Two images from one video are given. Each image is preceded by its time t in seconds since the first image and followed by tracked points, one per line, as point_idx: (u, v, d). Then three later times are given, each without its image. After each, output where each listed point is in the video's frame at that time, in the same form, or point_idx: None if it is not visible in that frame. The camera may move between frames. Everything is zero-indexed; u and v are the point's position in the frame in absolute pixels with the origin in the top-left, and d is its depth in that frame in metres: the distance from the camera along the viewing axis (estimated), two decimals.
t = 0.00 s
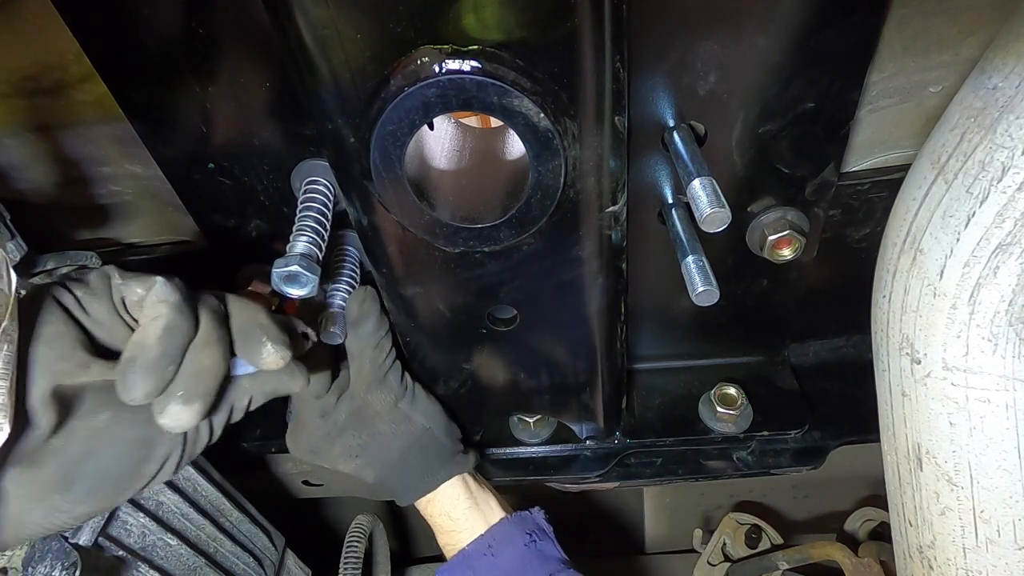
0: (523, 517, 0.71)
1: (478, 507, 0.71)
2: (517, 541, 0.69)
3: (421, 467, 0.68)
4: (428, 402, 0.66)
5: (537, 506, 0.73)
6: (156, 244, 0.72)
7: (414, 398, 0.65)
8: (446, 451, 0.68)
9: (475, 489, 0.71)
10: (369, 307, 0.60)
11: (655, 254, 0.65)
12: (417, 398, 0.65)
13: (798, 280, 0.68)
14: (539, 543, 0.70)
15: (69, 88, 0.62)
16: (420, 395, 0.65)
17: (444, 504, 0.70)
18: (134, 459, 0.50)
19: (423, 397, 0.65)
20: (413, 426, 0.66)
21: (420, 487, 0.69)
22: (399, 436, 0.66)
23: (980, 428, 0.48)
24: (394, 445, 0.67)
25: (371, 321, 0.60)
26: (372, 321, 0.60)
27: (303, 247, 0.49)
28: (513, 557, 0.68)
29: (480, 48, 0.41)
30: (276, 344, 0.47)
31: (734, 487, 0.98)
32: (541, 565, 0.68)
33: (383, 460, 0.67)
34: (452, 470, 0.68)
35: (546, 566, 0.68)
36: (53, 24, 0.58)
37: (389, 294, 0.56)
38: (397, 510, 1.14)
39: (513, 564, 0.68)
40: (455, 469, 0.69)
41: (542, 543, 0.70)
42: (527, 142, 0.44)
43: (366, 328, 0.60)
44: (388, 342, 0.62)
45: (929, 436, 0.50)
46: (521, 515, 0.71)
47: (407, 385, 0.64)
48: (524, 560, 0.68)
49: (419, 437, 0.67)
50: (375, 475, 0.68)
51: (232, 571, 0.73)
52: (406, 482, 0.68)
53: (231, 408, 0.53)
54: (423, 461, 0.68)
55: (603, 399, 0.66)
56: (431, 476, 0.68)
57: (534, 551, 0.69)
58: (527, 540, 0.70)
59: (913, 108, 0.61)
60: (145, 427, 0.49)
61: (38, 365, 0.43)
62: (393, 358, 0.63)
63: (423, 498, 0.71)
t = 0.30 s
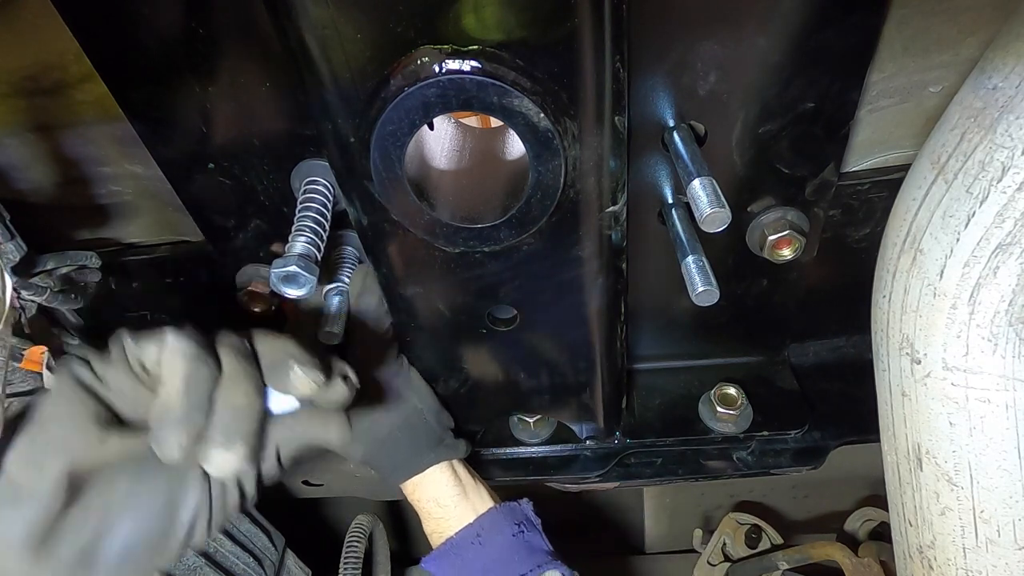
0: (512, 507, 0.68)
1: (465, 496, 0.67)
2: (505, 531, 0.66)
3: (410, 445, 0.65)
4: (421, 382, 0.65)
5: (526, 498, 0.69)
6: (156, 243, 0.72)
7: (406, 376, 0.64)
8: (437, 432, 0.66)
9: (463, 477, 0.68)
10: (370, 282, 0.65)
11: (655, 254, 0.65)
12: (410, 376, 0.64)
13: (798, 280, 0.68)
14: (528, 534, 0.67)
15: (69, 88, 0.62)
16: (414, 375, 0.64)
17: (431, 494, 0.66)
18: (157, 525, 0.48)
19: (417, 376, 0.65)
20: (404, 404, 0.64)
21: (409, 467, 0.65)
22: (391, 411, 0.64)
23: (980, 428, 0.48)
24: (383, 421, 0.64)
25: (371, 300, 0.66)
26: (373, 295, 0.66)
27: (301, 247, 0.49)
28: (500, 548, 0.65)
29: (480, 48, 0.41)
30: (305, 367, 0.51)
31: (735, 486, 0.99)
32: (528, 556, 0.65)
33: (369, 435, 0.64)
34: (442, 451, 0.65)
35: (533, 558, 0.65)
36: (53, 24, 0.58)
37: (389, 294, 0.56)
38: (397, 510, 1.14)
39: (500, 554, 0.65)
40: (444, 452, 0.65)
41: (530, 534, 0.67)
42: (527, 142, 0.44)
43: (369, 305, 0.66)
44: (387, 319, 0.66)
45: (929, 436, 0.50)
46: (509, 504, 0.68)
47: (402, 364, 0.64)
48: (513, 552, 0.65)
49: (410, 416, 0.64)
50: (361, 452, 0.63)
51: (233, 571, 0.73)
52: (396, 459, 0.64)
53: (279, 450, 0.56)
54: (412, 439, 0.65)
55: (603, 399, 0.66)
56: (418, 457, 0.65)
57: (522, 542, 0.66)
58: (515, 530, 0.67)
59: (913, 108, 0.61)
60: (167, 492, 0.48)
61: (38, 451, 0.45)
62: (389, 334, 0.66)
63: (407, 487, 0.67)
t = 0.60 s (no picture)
0: (506, 501, 0.70)
1: (460, 491, 0.69)
2: (498, 524, 0.68)
3: (404, 443, 0.67)
4: (418, 380, 0.65)
5: (521, 493, 0.71)
6: (156, 243, 0.71)
7: (402, 374, 0.64)
8: (431, 430, 0.67)
9: (457, 472, 0.70)
10: (368, 277, 0.60)
11: (655, 254, 0.65)
12: (406, 374, 0.65)
13: (798, 280, 0.68)
14: (522, 528, 0.69)
15: (69, 88, 0.62)
16: (410, 373, 0.65)
17: (427, 489, 0.68)
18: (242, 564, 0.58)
19: (413, 376, 0.65)
20: (400, 402, 0.65)
21: (402, 463, 0.67)
22: (387, 410, 0.65)
23: (980, 428, 0.48)
24: (377, 418, 0.65)
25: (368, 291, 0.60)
26: (370, 293, 0.61)
27: (299, 247, 0.49)
28: (494, 540, 0.67)
29: (480, 48, 0.41)
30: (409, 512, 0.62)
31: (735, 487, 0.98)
32: (521, 550, 0.67)
33: (366, 432, 0.66)
34: (433, 449, 0.67)
35: (526, 552, 0.67)
36: (52, 24, 0.58)
37: (390, 294, 0.56)
38: (398, 511, 1.14)
39: (493, 547, 0.67)
40: (435, 450, 0.67)
41: (524, 528, 0.69)
42: (527, 142, 0.44)
43: (364, 304, 0.61)
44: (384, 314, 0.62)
45: (929, 437, 0.50)
46: (504, 499, 0.70)
47: (399, 360, 0.64)
48: (506, 545, 0.67)
49: (405, 415, 0.66)
50: (357, 448, 0.67)
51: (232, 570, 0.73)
52: (391, 455, 0.67)
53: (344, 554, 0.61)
54: (406, 438, 0.67)
55: (604, 399, 0.66)
56: (411, 455, 0.67)
57: (515, 535, 0.68)
58: (509, 524, 0.69)
59: (913, 108, 0.61)
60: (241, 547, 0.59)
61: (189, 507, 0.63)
62: (387, 333, 0.63)
63: (402, 482, 0.69)
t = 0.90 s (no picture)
0: (504, 500, 0.69)
1: (455, 487, 0.70)
2: (493, 524, 0.68)
3: (397, 441, 0.66)
4: (411, 377, 0.65)
5: (519, 491, 0.71)
6: (156, 243, 0.71)
7: (394, 372, 0.64)
8: (423, 427, 0.66)
9: (453, 468, 0.71)
10: (359, 273, 0.59)
11: (655, 253, 0.65)
12: (398, 372, 0.64)
13: (798, 280, 0.68)
14: (519, 527, 0.68)
15: (69, 88, 0.62)
16: (402, 370, 0.64)
17: (421, 484, 0.70)
18: None
19: (405, 374, 0.65)
20: (393, 400, 0.65)
21: (396, 461, 0.67)
22: (379, 408, 0.65)
23: (980, 428, 0.48)
24: (370, 416, 0.65)
25: (358, 286, 0.59)
26: (362, 289, 0.59)
27: (289, 238, 0.48)
28: (488, 539, 0.67)
29: (480, 48, 0.41)
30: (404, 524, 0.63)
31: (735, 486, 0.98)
32: (516, 550, 0.67)
33: (358, 430, 0.66)
34: (427, 446, 0.66)
35: (521, 552, 0.67)
36: (52, 24, 0.58)
37: (389, 294, 0.56)
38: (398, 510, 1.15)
39: (487, 546, 0.67)
40: (429, 447, 0.66)
41: (520, 527, 0.69)
42: (527, 142, 0.44)
43: (356, 300, 0.59)
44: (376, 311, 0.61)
45: (929, 437, 0.50)
46: (502, 497, 0.70)
47: (391, 358, 0.64)
48: (500, 544, 0.67)
49: (397, 413, 0.65)
50: (350, 446, 0.67)
51: (232, 570, 0.73)
52: (385, 452, 0.66)
53: None
54: (399, 436, 0.66)
55: (604, 399, 0.66)
56: (404, 453, 0.66)
57: (511, 535, 0.68)
58: (505, 523, 0.68)
59: (913, 108, 0.62)
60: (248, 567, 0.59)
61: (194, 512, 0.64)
62: (379, 330, 0.63)
63: (398, 478, 0.71)
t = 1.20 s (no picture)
0: (501, 495, 0.69)
1: (451, 485, 0.70)
2: (489, 520, 0.68)
3: (392, 441, 0.66)
4: (407, 377, 0.65)
5: (516, 486, 0.70)
6: (156, 243, 0.71)
7: (390, 372, 0.64)
8: (419, 427, 0.67)
9: (449, 466, 0.70)
10: (354, 271, 0.59)
11: (655, 253, 0.65)
12: (394, 372, 0.64)
13: (798, 280, 0.68)
14: (516, 523, 0.68)
15: (69, 88, 0.62)
16: (398, 370, 0.64)
17: (417, 483, 0.69)
18: None
19: (401, 374, 0.64)
20: (389, 400, 0.65)
21: (391, 461, 0.67)
22: (375, 408, 0.65)
23: (980, 428, 0.48)
24: (365, 416, 0.65)
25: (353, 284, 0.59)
26: (358, 288, 0.59)
27: (286, 235, 0.48)
28: (485, 536, 0.67)
29: (480, 48, 0.41)
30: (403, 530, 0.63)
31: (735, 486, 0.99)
32: (513, 546, 0.66)
33: (354, 429, 0.66)
34: (422, 445, 0.66)
35: (518, 548, 0.66)
36: (52, 24, 0.58)
37: (389, 294, 0.55)
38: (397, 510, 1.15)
39: (483, 542, 0.67)
40: (424, 447, 0.67)
41: (519, 522, 0.68)
42: (527, 142, 0.44)
43: (352, 299, 0.59)
44: (372, 310, 0.61)
45: (929, 437, 0.50)
46: (500, 493, 0.69)
47: (386, 358, 0.64)
48: (497, 540, 0.67)
49: (392, 413, 0.66)
50: (346, 445, 0.67)
51: (232, 571, 0.73)
52: (380, 452, 0.67)
53: None
54: (394, 436, 0.66)
55: (603, 399, 0.66)
56: (399, 453, 0.67)
57: (508, 530, 0.67)
58: (501, 519, 0.68)
59: (913, 108, 0.62)
60: None
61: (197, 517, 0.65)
62: (375, 330, 0.63)
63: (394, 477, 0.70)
